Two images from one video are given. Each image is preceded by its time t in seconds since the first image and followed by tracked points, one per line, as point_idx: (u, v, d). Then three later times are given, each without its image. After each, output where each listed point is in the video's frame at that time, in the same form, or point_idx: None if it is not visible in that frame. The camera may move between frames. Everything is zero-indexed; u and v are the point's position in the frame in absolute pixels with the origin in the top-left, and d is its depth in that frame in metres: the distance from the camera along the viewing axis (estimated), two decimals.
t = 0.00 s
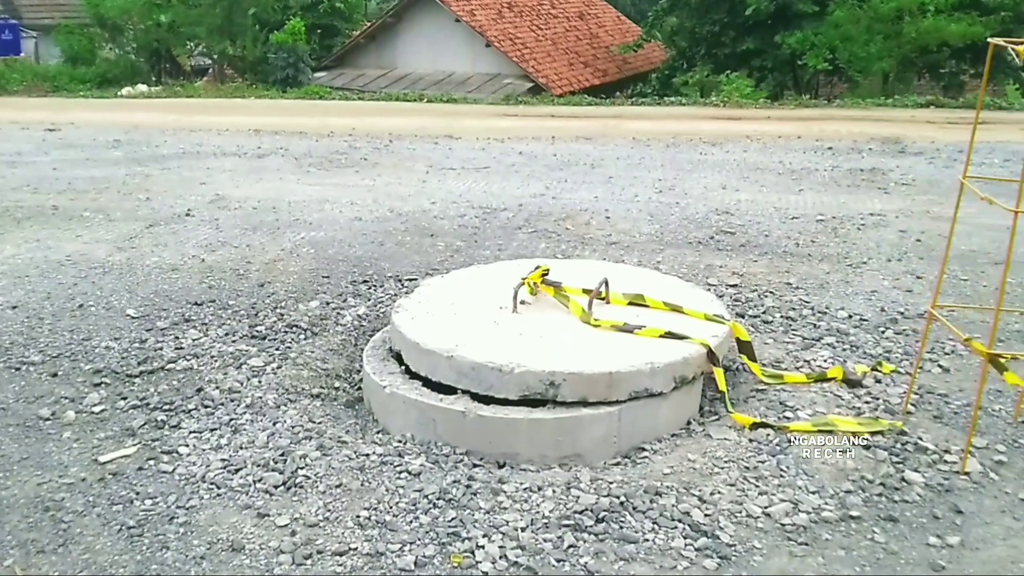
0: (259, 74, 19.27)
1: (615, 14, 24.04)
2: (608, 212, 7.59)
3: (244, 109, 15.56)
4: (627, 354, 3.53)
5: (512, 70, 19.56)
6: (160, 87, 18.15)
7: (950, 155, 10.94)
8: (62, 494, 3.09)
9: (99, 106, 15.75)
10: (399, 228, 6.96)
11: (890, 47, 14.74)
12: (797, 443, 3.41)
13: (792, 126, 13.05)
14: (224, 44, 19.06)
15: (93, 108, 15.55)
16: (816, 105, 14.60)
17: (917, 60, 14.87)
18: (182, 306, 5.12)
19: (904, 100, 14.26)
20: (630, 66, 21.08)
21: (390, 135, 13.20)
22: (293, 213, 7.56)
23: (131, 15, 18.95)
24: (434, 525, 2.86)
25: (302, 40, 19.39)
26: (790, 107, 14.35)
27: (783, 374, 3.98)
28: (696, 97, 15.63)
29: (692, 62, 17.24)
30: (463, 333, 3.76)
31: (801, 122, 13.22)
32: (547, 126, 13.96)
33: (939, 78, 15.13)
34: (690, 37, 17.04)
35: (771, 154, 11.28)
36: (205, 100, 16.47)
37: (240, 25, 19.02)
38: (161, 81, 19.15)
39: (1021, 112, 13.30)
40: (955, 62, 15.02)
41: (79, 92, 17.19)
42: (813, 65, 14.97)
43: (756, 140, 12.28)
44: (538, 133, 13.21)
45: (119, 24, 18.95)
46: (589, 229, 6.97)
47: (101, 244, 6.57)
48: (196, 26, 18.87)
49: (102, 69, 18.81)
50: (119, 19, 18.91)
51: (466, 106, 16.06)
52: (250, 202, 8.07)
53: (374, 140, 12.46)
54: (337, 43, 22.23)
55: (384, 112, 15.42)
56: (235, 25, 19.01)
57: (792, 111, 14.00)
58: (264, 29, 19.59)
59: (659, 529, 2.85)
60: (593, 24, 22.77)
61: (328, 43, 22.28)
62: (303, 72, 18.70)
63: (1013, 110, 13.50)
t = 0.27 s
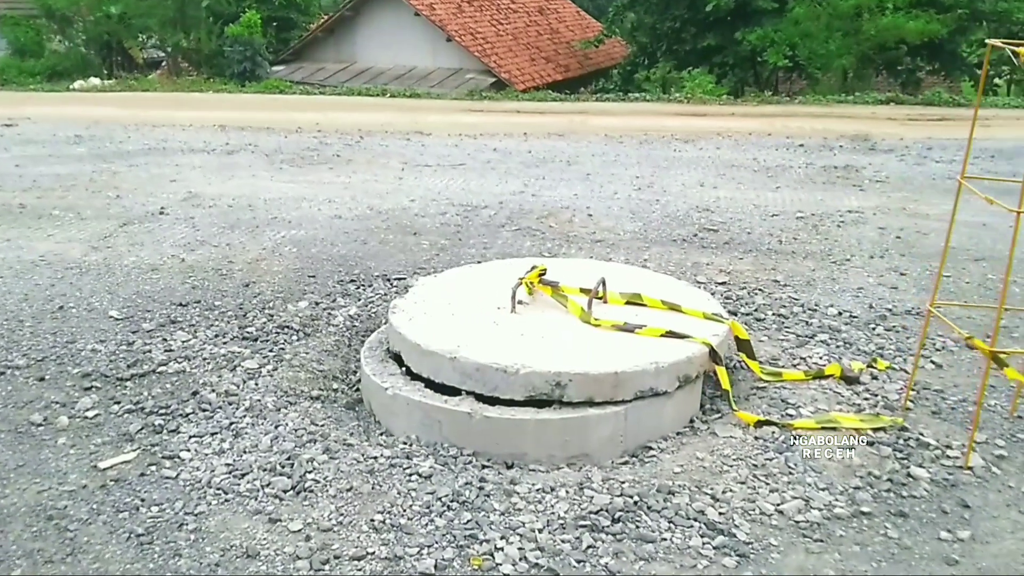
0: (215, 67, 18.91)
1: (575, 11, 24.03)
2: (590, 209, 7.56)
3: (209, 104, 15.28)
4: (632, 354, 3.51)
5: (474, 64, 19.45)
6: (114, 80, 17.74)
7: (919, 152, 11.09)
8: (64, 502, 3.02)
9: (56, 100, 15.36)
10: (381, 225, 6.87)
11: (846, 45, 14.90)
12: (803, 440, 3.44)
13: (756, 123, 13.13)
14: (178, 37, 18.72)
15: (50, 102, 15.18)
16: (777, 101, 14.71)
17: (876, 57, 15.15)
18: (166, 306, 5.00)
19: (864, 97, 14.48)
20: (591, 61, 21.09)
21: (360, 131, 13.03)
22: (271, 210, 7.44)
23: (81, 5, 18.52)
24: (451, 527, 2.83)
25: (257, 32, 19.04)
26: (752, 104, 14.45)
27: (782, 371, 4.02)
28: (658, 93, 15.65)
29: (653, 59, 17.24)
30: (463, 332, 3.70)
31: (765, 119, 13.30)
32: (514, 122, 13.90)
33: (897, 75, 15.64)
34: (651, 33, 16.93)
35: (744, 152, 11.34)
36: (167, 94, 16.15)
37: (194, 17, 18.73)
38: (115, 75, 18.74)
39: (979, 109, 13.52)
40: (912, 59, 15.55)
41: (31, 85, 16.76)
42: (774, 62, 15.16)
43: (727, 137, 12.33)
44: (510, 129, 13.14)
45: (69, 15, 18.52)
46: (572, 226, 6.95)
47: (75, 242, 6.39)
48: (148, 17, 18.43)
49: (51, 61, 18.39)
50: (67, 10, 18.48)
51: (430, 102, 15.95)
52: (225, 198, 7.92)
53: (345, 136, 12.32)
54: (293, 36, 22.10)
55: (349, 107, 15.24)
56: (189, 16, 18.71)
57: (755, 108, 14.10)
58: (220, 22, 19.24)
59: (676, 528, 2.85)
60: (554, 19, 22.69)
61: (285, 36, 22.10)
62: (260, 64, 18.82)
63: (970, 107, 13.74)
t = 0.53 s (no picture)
0: (191, 67, 18.78)
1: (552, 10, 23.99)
2: (583, 210, 7.58)
3: (192, 105, 15.16)
4: (640, 353, 3.52)
5: (453, 64, 19.32)
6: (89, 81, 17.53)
7: (903, 150, 11.20)
8: (76, 507, 3.00)
9: (35, 102, 15.18)
10: (375, 226, 6.85)
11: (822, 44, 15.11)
12: (811, 436, 3.47)
13: (737, 122, 13.19)
14: (154, 37, 18.53)
15: (28, 104, 15.00)
16: (756, 100, 14.79)
17: (853, 55, 15.36)
18: (164, 310, 4.96)
19: (841, 95, 14.66)
20: (569, 61, 21.09)
21: (346, 132, 12.95)
22: (263, 212, 7.40)
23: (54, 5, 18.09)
24: (469, 528, 2.84)
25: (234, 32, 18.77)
26: (732, 103, 14.51)
27: (785, 368, 4.06)
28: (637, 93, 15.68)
29: (631, 58, 17.25)
30: (471, 333, 3.69)
31: (746, 118, 13.36)
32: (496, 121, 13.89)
33: (871, 74, 15.91)
34: (629, 32, 17.04)
35: (731, 151, 11.38)
36: (147, 95, 15.99)
37: (170, 17, 18.51)
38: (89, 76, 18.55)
39: (955, 107, 13.66)
40: (886, 57, 15.74)
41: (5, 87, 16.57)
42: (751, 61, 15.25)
43: (712, 136, 12.37)
44: (497, 130, 13.12)
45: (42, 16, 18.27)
46: (567, 226, 6.97)
47: (67, 245, 6.33)
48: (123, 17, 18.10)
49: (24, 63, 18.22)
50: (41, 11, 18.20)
51: (412, 102, 15.91)
52: (216, 200, 7.87)
53: (332, 137, 12.27)
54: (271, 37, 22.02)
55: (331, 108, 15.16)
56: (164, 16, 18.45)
57: (735, 107, 14.17)
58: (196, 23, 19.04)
59: (693, 525, 2.86)
60: (532, 19, 22.59)
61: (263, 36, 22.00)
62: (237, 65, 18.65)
63: (947, 104, 13.89)
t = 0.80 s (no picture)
0: (171, 69, 18.64)
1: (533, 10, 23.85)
2: (577, 210, 7.60)
3: (178, 107, 15.09)
4: (649, 351, 3.55)
5: (435, 66, 19.32)
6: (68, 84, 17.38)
7: (888, 150, 11.30)
8: (92, 511, 2.99)
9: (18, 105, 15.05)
10: (371, 228, 6.85)
11: (801, 45, 15.43)
12: (819, 432, 3.51)
13: (720, 122, 13.26)
14: (133, 40, 18.48)
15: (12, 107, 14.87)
16: (737, 101, 14.89)
17: (831, 55, 15.66)
18: (165, 313, 4.95)
19: (821, 95, 14.85)
20: (551, 62, 20.98)
21: (334, 133, 12.93)
22: (258, 214, 7.38)
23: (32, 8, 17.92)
24: (487, 526, 2.85)
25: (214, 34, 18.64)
26: (714, 103, 14.59)
27: (788, 365, 4.10)
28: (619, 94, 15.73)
29: (612, 59, 17.29)
30: (480, 333, 3.71)
31: (729, 118, 13.44)
32: (477, 123, 13.87)
33: (848, 74, 16.07)
34: (610, 33, 16.93)
35: (719, 151, 11.44)
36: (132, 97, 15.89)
37: (149, 19, 18.60)
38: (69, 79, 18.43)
39: (933, 106, 13.77)
40: (863, 57, 15.93)
41: None
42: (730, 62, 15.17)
43: (699, 136, 12.42)
44: (484, 130, 13.11)
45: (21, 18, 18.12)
46: (562, 226, 7.00)
47: (62, 249, 6.30)
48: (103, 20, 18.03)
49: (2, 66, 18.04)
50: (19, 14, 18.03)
51: (396, 103, 15.88)
52: (209, 203, 7.86)
53: (321, 139, 12.24)
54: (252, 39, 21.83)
55: (317, 109, 15.13)
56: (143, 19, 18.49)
57: (718, 107, 14.26)
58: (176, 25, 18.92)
59: (709, 521, 2.89)
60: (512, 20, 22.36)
61: (243, 39, 21.82)
62: (217, 67, 18.33)
63: (925, 103, 14.02)
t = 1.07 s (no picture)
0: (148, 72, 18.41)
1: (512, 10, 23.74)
2: (571, 210, 7.64)
3: (162, 109, 15.02)
4: (658, 350, 3.57)
5: (415, 67, 19.29)
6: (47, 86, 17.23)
7: (874, 149, 11.41)
8: (108, 515, 2.99)
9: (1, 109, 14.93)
10: (367, 230, 6.86)
11: (779, 45, 15.39)
12: (827, 428, 3.54)
13: (700, 122, 13.33)
14: (111, 42, 18.24)
15: None
16: (717, 101, 14.99)
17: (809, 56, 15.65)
18: (166, 316, 4.94)
19: (799, 96, 14.86)
20: (531, 63, 20.90)
21: (321, 135, 12.90)
22: (253, 217, 7.37)
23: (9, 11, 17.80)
24: (505, 525, 2.87)
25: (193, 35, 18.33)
26: (693, 104, 14.65)
27: (792, 362, 4.14)
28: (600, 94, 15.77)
29: (592, 60, 17.33)
30: (490, 333, 3.73)
31: (710, 118, 13.51)
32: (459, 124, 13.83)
33: (826, 74, 16.33)
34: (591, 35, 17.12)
35: (707, 151, 11.49)
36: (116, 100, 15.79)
37: (127, 21, 18.31)
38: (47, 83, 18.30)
39: (912, 106, 13.85)
40: (841, 58, 16.10)
41: None
42: (710, 63, 15.37)
43: (686, 136, 12.47)
44: (468, 133, 13.07)
45: None
46: (558, 227, 7.04)
47: (57, 253, 6.27)
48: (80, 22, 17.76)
49: None
50: None
51: (381, 105, 15.86)
52: (202, 206, 7.84)
53: (309, 140, 12.22)
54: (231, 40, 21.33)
55: (300, 111, 15.08)
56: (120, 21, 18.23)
57: (698, 107, 14.33)
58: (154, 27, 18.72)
59: (724, 517, 2.92)
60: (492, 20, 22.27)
61: (222, 40, 21.21)
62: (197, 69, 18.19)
63: (903, 103, 14.12)
